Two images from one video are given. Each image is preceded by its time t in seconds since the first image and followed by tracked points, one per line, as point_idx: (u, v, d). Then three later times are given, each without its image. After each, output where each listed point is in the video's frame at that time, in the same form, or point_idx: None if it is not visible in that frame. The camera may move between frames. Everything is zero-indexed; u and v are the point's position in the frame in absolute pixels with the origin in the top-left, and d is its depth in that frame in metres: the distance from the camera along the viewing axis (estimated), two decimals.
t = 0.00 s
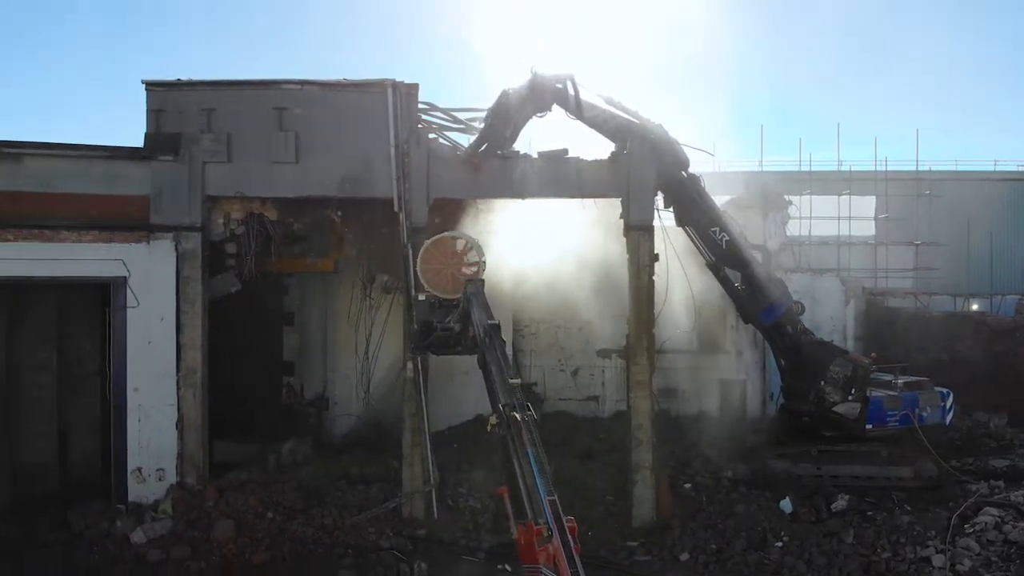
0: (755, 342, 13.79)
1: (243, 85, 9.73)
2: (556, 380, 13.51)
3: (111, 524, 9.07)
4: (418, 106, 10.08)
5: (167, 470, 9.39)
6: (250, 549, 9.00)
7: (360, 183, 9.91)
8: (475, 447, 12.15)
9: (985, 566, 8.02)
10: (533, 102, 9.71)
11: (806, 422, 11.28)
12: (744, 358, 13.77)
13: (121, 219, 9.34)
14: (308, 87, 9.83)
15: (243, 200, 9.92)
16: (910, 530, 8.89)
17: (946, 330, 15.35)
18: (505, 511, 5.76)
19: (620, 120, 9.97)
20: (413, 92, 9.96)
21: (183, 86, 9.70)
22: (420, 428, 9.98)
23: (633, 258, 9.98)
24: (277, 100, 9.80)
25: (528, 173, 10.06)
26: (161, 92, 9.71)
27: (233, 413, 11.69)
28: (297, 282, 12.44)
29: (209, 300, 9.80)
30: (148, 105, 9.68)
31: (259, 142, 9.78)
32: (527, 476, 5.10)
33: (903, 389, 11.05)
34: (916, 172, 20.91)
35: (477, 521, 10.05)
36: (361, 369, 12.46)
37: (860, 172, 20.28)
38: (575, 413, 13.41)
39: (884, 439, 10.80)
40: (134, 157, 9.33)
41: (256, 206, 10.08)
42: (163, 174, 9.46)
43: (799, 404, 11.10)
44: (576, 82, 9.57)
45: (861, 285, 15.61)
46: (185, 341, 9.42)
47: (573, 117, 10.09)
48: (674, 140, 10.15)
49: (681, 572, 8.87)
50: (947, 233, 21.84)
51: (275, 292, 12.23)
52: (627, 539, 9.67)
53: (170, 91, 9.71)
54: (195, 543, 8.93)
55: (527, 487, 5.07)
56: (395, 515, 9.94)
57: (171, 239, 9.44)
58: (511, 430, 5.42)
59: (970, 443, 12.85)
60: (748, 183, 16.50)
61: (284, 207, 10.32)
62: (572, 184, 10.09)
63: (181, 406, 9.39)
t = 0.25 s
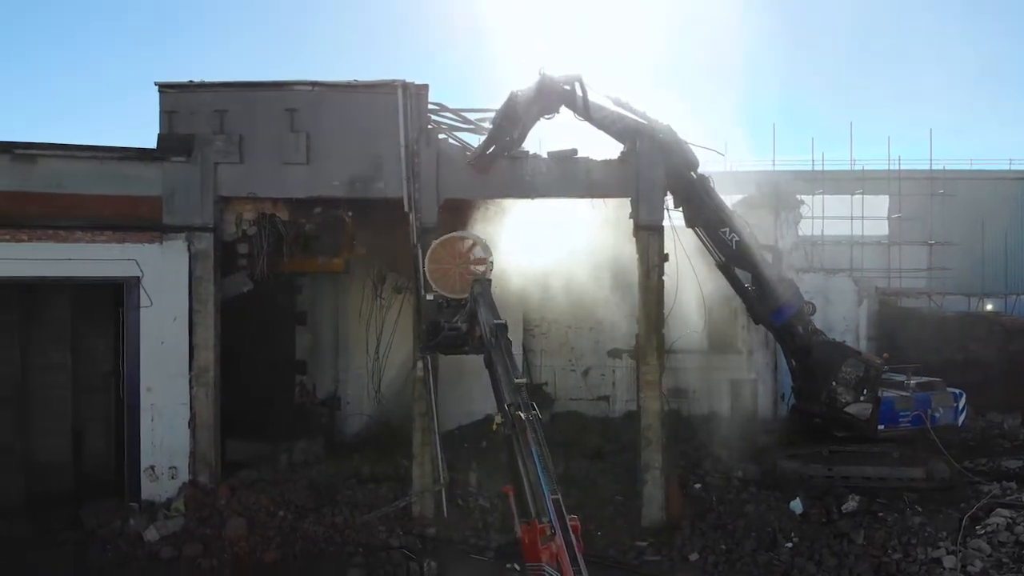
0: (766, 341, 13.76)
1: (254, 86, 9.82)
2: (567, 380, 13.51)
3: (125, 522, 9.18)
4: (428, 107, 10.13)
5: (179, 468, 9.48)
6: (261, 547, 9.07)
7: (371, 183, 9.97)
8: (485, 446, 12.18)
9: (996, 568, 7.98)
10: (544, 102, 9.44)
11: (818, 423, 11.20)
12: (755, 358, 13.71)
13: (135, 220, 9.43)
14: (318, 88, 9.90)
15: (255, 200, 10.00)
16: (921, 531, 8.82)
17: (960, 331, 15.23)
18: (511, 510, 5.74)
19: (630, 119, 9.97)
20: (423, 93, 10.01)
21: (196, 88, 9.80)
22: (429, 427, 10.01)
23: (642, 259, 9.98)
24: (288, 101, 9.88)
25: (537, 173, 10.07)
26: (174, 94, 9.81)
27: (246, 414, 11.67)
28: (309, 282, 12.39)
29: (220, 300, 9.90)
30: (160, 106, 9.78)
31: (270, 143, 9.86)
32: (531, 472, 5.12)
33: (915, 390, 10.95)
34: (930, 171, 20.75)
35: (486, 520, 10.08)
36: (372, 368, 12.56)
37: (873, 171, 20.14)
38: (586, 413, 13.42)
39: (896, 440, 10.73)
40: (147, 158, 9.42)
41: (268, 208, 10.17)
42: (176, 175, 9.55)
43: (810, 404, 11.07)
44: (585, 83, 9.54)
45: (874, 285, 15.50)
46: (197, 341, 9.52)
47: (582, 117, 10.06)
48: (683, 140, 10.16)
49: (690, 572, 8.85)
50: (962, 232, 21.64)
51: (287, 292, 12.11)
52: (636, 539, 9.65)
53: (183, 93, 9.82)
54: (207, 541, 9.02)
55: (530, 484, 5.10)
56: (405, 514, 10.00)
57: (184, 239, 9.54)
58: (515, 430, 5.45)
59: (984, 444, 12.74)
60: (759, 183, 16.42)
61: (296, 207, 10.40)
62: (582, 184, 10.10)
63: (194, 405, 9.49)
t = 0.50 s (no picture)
0: (782, 340, 13.62)
1: (267, 88, 9.92)
2: (579, 380, 13.52)
3: (140, 520, 9.29)
4: (439, 108, 10.19)
5: (194, 466, 9.60)
6: (274, 544, 9.16)
7: (383, 184, 10.04)
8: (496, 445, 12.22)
9: (1010, 570, 7.90)
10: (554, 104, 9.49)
11: (831, 423, 11.13)
12: (768, 359, 13.64)
13: (150, 221, 9.54)
14: (330, 90, 9.99)
15: (268, 202, 10.13)
16: (933, 533, 8.74)
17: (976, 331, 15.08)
18: (515, 507, 5.87)
19: (641, 119, 9.96)
20: (434, 95, 10.07)
21: (210, 91, 9.92)
22: (440, 427, 10.06)
23: (653, 258, 9.97)
24: (301, 103, 9.98)
25: (547, 172, 10.08)
26: (188, 96, 9.93)
27: (261, 415, 11.78)
28: (323, 282, 12.48)
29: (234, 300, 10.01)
30: (175, 109, 9.91)
31: (283, 145, 9.95)
32: (536, 472, 5.21)
33: (929, 391, 10.91)
34: (946, 170, 20.55)
35: (497, 519, 10.11)
36: (385, 368, 12.69)
37: (888, 170, 19.99)
38: (598, 413, 13.43)
39: (910, 441, 10.68)
40: (161, 160, 9.54)
41: (281, 209, 10.28)
42: (191, 176, 9.67)
43: (822, 404, 10.99)
44: (595, 84, 9.50)
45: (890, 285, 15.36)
46: (211, 340, 9.63)
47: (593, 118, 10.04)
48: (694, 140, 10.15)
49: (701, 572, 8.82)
50: (980, 231, 21.42)
51: (302, 293, 12.15)
52: (647, 539, 9.63)
53: (197, 95, 9.94)
54: (220, 539, 9.12)
55: (534, 483, 5.21)
56: (417, 513, 10.05)
57: (198, 240, 9.65)
58: (522, 429, 5.52)
59: (1001, 445, 12.60)
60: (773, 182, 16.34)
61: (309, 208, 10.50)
62: (593, 184, 10.11)
63: (208, 404, 9.61)
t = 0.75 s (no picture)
0: (793, 341, 13.48)
1: (278, 89, 10.01)
2: (589, 380, 13.54)
3: (151, 517, 9.38)
4: (448, 108, 10.25)
5: (205, 464, 9.70)
6: (284, 541, 9.24)
7: (392, 184, 10.10)
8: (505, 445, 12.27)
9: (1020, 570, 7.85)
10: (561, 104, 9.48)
11: (842, 423, 11.07)
12: (781, 360, 13.49)
13: (162, 221, 9.63)
14: (340, 91, 10.07)
15: (279, 202, 10.20)
16: (943, 533, 8.69)
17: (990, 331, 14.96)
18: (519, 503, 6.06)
19: (649, 118, 9.96)
20: (443, 95, 10.12)
21: (221, 92, 10.02)
22: (449, 425, 10.10)
23: (662, 258, 9.97)
24: (311, 104, 10.06)
25: (555, 171, 10.09)
26: (200, 98, 10.04)
27: (272, 412, 11.91)
28: (334, 282, 12.59)
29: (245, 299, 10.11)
30: (187, 110, 10.04)
31: (293, 145, 10.03)
32: (539, 470, 5.30)
33: (941, 391, 10.82)
34: (959, 169, 20.41)
35: (506, 518, 10.14)
36: (394, 366, 12.69)
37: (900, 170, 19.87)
38: (607, 413, 13.44)
39: (922, 441, 10.54)
40: (173, 161, 9.63)
41: (292, 209, 10.34)
42: (202, 177, 9.76)
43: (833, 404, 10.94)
44: (603, 85, 9.49)
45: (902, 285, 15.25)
46: (223, 339, 9.73)
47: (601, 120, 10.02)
48: (702, 140, 10.11)
49: (709, 572, 8.80)
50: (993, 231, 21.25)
51: (312, 293, 12.26)
52: (656, 539, 9.62)
53: (209, 97, 10.05)
54: (230, 536, 9.20)
55: (537, 480, 5.31)
56: (426, 511, 10.10)
57: (210, 240, 9.75)
58: (527, 427, 5.56)
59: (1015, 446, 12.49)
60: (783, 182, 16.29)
61: (319, 209, 10.57)
62: (601, 184, 10.12)
63: (219, 402, 9.70)
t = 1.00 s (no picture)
0: (806, 342, 13.39)
1: (289, 90, 10.10)
2: (600, 381, 13.53)
3: (164, 515, 9.49)
4: (458, 109, 10.30)
5: (218, 462, 9.79)
6: (295, 539, 9.33)
7: (402, 184, 10.16)
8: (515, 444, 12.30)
9: None
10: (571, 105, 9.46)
11: (854, 424, 11.00)
12: (794, 359, 13.39)
13: (175, 221, 9.75)
14: (351, 92, 10.15)
15: (291, 202, 10.27)
16: (954, 534, 8.62)
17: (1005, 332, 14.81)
18: (521, 501, 6.04)
19: (659, 118, 9.95)
20: (453, 95, 10.18)
21: (233, 93, 10.12)
22: (459, 423, 10.14)
23: (672, 257, 9.95)
24: (323, 105, 10.14)
25: (566, 171, 10.11)
26: (212, 99, 10.14)
27: (284, 409, 12.04)
28: (347, 282, 12.79)
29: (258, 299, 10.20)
30: (199, 111, 10.13)
31: (304, 146, 10.12)
32: (542, 468, 5.36)
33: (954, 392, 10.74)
34: (975, 168, 20.22)
35: (516, 517, 10.17)
36: (405, 365, 12.72)
37: (914, 169, 19.71)
38: (618, 413, 13.44)
39: (935, 441, 10.56)
40: (186, 161, 9.74)
41: (304, 209, 10.41)
42: (215, 177, 9.87)
43: (844, 404, 10.75)
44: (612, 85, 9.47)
45: (917, 285, 15.14)
46: (235, 338, 9.83)
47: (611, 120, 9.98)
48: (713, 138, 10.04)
49: (718, 572, 8.78)
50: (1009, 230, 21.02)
51: (325, 292, 12.50)
52: (665, 539, 9.61)
53: (221, 98, 10.14)
54: (242, 533, 9.29)
55: (539, 477, 5.36)
56: (436, 510, 10.15)
57: (222, 240, 9.85)
58: (530, 425, 5.59)
59: None
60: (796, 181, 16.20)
61: (331, 209, 10.65)
62: (611, 183, 10.12)
63: (232, 401, 9.79)
